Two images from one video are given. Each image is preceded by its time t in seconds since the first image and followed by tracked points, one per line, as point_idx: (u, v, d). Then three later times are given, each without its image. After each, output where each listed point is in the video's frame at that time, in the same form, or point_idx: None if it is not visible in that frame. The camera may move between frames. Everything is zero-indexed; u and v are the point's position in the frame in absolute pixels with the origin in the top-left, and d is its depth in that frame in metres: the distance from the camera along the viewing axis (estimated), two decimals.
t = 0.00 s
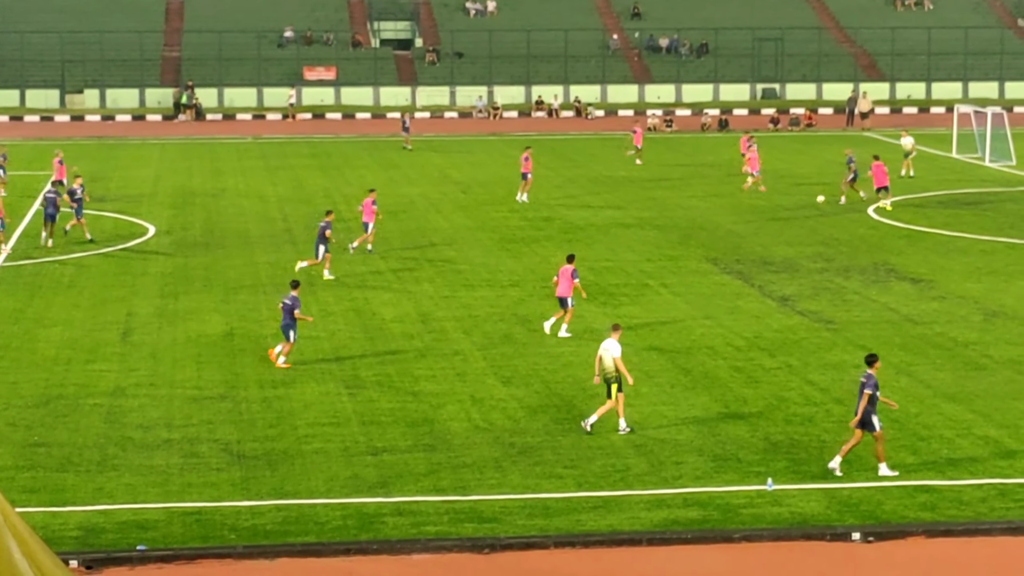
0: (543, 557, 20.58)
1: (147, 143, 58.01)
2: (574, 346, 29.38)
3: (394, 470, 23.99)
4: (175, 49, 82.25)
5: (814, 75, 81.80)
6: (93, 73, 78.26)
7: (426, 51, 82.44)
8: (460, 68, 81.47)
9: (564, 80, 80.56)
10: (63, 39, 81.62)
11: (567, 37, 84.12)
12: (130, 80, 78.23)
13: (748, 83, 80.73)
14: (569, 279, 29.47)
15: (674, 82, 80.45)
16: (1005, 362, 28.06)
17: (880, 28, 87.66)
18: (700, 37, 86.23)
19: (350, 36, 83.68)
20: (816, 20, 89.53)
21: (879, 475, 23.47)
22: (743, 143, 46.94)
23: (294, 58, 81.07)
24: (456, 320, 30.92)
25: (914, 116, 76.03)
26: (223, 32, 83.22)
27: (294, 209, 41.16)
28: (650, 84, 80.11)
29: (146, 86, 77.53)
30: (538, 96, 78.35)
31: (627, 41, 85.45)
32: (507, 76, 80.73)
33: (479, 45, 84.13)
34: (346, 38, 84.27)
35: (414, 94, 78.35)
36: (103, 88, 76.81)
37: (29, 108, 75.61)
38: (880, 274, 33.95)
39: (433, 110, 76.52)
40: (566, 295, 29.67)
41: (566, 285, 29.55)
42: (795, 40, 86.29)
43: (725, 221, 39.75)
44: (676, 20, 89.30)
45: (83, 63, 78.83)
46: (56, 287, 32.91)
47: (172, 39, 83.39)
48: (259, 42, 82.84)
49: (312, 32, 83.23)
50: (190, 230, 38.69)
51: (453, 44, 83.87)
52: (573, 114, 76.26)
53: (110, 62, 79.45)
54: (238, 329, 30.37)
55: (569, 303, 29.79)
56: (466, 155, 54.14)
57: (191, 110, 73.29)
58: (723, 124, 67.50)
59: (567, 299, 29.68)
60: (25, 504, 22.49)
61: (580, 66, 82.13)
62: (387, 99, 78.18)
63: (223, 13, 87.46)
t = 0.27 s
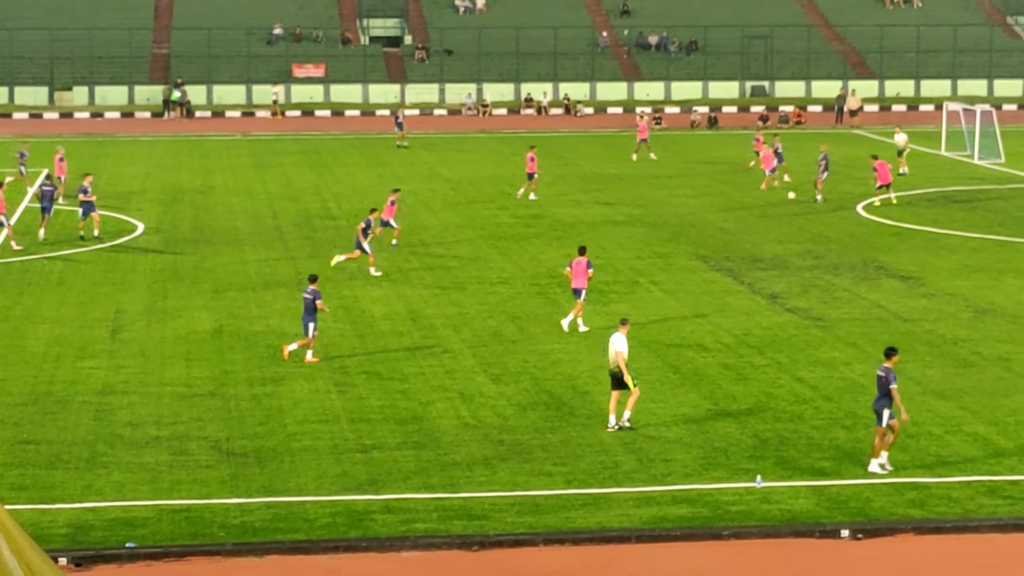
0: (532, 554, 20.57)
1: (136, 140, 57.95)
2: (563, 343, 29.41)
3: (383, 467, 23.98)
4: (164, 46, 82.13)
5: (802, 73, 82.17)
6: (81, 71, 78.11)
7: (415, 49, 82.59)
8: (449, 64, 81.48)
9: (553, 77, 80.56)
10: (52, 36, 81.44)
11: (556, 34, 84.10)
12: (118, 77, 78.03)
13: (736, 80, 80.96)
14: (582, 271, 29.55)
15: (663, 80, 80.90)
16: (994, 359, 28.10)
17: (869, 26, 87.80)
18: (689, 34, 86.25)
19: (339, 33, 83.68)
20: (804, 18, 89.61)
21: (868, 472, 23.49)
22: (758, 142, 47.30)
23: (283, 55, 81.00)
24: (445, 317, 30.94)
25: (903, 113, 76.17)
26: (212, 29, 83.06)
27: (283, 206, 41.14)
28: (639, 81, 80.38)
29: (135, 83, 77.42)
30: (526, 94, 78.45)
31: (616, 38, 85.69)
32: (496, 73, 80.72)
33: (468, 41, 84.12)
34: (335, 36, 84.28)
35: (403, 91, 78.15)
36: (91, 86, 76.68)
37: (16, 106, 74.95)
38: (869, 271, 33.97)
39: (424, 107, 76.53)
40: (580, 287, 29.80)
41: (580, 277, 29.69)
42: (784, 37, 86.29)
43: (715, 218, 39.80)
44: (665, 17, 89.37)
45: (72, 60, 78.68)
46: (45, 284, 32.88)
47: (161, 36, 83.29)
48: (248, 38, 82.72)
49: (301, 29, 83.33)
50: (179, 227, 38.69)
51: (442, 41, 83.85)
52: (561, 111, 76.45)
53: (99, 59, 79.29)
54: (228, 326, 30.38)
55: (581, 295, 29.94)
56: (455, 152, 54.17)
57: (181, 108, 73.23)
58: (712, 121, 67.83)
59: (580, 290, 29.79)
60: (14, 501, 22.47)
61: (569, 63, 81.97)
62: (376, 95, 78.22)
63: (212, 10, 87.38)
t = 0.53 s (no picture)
0: (522, 551, 20.55)
1: (126, 137, 57.89)
2: (553, 340, 29.40)
3: (373, 464, 23.96)
4: (155, 43, 82.02)
5: (792, 70, 82.23)
6: (72, 67, 78.02)
7: (405, 45, 82.60)
8: (439, 61, 81.45)
9: (543, 73, 80.50)
10: (42, 32, 81.33)
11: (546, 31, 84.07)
12: (108, 73, 77.93)
13: (726, 77, 81.00)
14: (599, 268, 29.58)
15: (653, 77, 80.92)
16: (984, 356, 28.12)
17: (859, 23, 87.88)
18: (679, 31, 86.22)
19: (329, 30, 83.63)
20: (795, 15, 89.61)
21: (857, 469, 23.47)
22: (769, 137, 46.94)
23: (273, 51, 80.87)
24: (435, 314, 30.93)
25: (893, 110, 76.24)
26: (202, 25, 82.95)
27: (273, 203, 41.10)
28: (629, 78, 80.60)
29: (126, 80, 77.34)
30: (517, 91, 78.42)
31: (606, 35, 85.63)
32: (486, 70, 80.65)
33: (458, 38, 84.09)
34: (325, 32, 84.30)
35: (393, 87, 78.77)
36: (82, 82, 76.60)
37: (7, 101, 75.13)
38: (858, 268, 34.00)
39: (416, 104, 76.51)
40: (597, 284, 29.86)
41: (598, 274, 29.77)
42: (774, 34, 86.28)
43: (705, 215, 39.81)
44: (655, 15, 89.39)
45: (62, 57, 78.55)
46: (34, 281, 32.85)
47: (151, 33, 83.18)
48: (238, 35, 82.67)
49: (291, 26, 83.39)
50: (169, 224, 38.66)
51: (431, 38, 83.80)
52: (551, 108, 76.46)
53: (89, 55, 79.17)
54: (218, 323, 30.35)
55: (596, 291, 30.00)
56: (445, 149, 54.17)
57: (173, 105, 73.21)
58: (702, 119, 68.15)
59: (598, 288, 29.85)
60: (4, 498, 22.45)
61: (559, 61, 81.77)
62: (366, 92, 78.88)
63: (202, 7, 87.28)
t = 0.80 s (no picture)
0: (513, 548, 20.54)
1: (116, 134, 57.80)
2: (544, 337, 29.42)
3: (364, 461, 23.95)
4: (145, 40, 81.91)
5: (783, 68, 82.26)
6: (62, 64, 77.91)
7: (396, 42, 82.48)
8: (430, 58, 81.39)
9: (535, 70, 80.42)
10: (33, 29, 81.21)
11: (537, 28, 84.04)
12: (98, 70, 77.86)
13: (717, 74, 81.02)
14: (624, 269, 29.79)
15: (644, 74, 80.84)
16: (975, 353, 28.17)
17: (850, 20, 87.92)
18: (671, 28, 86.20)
19: (320, 27, 83.55)
20: (786, 12, 89.59)
21: (849, 467, 23.48)
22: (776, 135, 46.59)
23: (264, 48, 80.80)
24: (427, 311, 30.94)
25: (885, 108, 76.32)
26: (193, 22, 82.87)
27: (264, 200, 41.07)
28: (621, 75, 80.47)
29: (117, 77, 77.26)
30: (508, 88, 78.36)
31: (597, 32, 85.56)
32: (477, 67, 80.58)
33: (449, 35, 84.03)
34: (316, 29, 84.28)
35: (384, 85, 78.61)
36: (72, 79, 76.54)
37: None
38: (850, 265, 34.03)
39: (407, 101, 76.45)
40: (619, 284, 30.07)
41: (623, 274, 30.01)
42: (766, 31, 86.28)
43: (696, 212, 39.82)
44: (646, 12, 89.39)
45: (52, 53, 78.43)
46: (25, 278, 32.82)
47: (141, 29, 83.09)
48: (229, 31, 82.60)
49: (282, 22, 83.36)
50: (160, 221, 38.64)
51: (423, 35, 83.74)
52: (542, 105, 76.41)
53: (79, 52, 79.05)
54: (209, 320, 30.35)
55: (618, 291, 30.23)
56: (436, 146, 54.15)
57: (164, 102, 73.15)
58: (693, 116, 68.14)
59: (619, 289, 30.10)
60: None
61: (550, 58, 81.69)
62: (357, 89, 78.63)
63: (193, 3, 87.18)
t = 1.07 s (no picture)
0: (506, 546, 20.55)
1: (108, 131, 57.71)
2: (537, 334, 29.43)
3: (357, 458, 23.94)
4: (138, 37, 81.88)
5: (775, 65, 82.30)
6: (54, 61, 77.87)
7: (389, 39, 82.47)
8: (423, 56, 81.40)
9: (527, 67, 80.42)
10: (25, 25, 81.14)
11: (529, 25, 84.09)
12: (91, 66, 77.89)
13: (709, 71, 81.07)
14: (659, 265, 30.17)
15: (637, 71, 80.76)
16: (967, 350, 28.19)
17: (842, 17, 88.00)
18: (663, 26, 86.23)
19: (313, 24, 83.54)
20: (779, 9, 89.65)
21: (841, 464, 23.51)
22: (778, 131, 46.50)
23: (257, 45, 80.80)
24: (420, 308, 30.94)
25: (877, 105, 76.36)
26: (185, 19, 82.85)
27: (256, 197, 41.05)
28: (614, 72, 80.27)
29: (108, 74, 77.21)
30: (501, 85, 78.43)
31: (590, 29, 85.54)
32: (469, 64, 80.58)
33: (442, 33, 84.06)
34: (309, 26, 84.33)
35: (377, 82, 78.38)
36: (64, 76, 76.50)
37: None
38: (842, 262, 34.06)
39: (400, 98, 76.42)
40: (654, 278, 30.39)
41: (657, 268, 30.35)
42: (758, 28, 86.36)
43: (688, 209, 39.83)
44: (638, 9, 89.44)
45: (44, 50, 78.37)
46: (16, 275, 32.79)
47: (134, 26, 83.06)
48: (222, 29, 82.59)
49: (275, 20, 83.36)
50: (152, 218, 38.60)
51: (416, 32, 83.74)
52: (534, 102, 76.40)
53: (72, 49, 79.00)
54: (201, 317, 30.34)
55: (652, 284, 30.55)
56: (429, 143, 54.11)
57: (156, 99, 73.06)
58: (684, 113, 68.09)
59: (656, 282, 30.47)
60: None
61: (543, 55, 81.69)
62: (350, 86, 78.19)
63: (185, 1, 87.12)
